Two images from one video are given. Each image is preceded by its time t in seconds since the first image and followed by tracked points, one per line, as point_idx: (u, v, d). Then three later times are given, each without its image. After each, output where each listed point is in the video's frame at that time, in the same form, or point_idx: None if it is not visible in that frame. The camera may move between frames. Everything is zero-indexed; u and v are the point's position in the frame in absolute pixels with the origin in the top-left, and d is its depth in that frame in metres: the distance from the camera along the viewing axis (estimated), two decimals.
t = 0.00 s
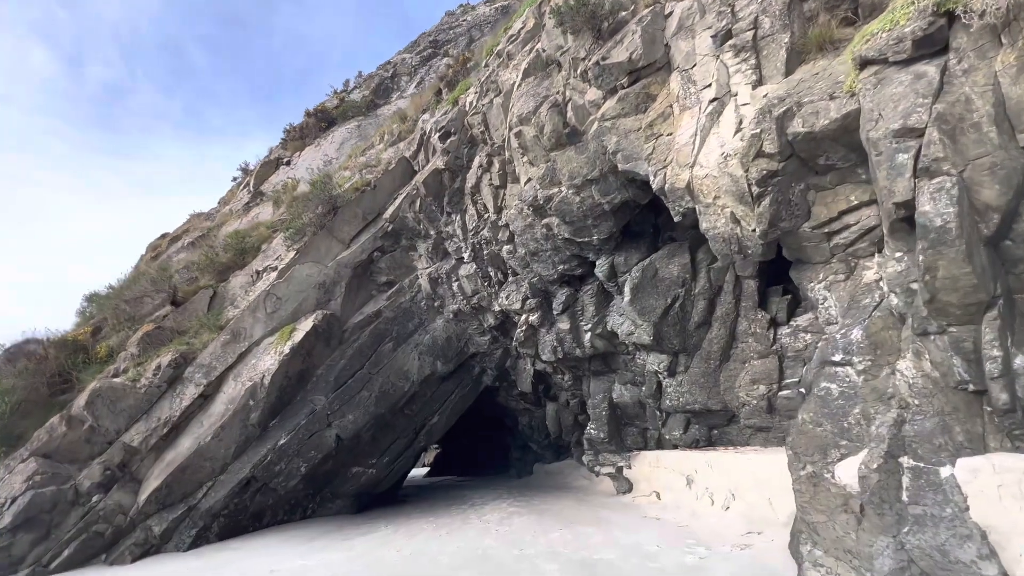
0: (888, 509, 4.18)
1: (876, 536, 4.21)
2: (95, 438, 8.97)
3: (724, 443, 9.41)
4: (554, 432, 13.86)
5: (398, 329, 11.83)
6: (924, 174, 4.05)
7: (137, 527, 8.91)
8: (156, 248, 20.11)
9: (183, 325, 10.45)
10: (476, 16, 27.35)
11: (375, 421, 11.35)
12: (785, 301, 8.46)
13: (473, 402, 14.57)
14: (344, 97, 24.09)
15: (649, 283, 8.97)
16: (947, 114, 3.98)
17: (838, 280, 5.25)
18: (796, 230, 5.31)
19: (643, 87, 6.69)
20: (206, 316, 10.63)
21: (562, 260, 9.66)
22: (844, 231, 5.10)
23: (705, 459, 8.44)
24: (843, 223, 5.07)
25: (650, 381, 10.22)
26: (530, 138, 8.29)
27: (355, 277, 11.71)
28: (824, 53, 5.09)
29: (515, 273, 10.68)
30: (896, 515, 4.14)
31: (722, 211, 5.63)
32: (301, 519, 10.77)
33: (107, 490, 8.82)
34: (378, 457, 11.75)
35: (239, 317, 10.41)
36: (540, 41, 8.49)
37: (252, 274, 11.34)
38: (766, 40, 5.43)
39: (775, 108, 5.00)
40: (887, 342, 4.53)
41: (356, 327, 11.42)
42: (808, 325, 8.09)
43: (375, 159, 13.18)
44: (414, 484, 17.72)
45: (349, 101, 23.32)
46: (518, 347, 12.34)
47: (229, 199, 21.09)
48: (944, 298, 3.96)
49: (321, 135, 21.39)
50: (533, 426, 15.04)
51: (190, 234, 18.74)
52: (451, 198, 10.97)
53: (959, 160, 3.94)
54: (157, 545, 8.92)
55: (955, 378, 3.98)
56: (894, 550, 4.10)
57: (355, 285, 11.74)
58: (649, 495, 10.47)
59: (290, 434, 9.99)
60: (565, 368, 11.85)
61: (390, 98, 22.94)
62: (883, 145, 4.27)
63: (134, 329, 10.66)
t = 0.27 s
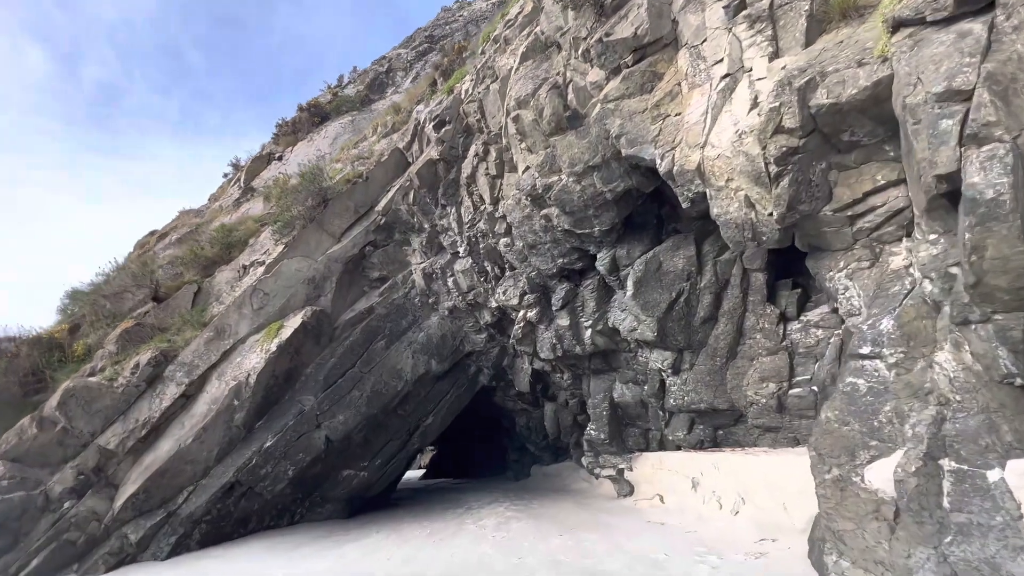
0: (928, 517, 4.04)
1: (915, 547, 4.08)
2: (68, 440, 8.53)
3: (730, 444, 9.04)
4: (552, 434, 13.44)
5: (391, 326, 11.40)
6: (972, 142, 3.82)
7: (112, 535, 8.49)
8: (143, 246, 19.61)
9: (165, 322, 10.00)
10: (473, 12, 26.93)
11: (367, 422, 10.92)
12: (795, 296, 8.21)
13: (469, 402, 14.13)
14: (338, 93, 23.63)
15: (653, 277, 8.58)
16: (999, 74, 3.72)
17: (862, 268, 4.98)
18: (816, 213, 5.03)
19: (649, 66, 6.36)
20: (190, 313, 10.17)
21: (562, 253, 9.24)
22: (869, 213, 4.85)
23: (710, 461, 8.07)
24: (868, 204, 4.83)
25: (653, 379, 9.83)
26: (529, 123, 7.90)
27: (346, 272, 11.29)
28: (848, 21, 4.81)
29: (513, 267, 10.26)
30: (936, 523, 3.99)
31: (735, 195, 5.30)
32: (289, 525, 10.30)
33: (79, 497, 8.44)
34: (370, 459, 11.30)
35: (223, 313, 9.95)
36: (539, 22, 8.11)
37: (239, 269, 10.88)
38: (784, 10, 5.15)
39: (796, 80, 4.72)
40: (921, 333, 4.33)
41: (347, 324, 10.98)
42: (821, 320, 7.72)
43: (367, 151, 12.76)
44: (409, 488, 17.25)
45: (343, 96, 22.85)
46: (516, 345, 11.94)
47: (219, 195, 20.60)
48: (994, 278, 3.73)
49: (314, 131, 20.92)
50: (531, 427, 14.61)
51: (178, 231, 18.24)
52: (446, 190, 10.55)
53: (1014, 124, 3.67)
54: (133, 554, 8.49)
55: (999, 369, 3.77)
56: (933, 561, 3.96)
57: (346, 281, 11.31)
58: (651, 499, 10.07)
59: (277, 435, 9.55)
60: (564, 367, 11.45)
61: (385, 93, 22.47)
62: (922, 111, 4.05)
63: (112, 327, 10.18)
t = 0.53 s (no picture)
0: (981, 525, 3.85)
1: (964, 560, 3.94)
2: (42, 440, 8.15)
3: (739, 444, 8.66)
4: (552, 434, 13.03)
5: (386, 322, 11.00)
6: None
7: (88, 541, 8.19)
8: (133, 242, 19.18)
9: (149, 317, 9.58)
10: (472, 6, 26.46)
11: (360, 421, 10.51)
12: (808, 288, 7.74)
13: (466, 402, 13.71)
14: (334, 87, 23.18)
15: (659, 268, 8.18)
16: None
17: (892, 252, 4.80)
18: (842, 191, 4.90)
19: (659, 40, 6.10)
20: (175, 307, 9.76)
21: (564, 244, 8.82)
22: (901, 191, 4.69)
23: (720, 462, 7.71)
24: (900, 181, 4.67)
25: (658, 377, 9.42)
26: (529, 105, 7.50)
27: (339, 266, 10.88)
28: None
29: (512, 260, 9.85)
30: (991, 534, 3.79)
31: (752, 174, 5.12)
32: (278, 529, 9.87)
33: (54, 500, 8.12)
34: (363, 460, 10.88)
35: (209, 308, 9.53)
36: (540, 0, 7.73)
37: (227, 262, 10.46)
38: None
39: (824, 43, 4.55)
40: (965, 321, 4.12)
41: (339, 320, 10.57)
42: (837, 314, 7.33)
43: (362, 141, 12.36)
44: (405, 490, 16.82)
45: (339, 90, 22.40)
46: (515, 342, 11.54)
47: (211, 191, 20.16)
48: None
49: (308, 125, 20.48)
50: (530, 428, 14.19)
51: (169, 226, 17.81)
52: (442, 179, 10.14)
53: None
54: (111, 560, 8.18)
55: None
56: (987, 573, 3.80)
57: (339, 275, 10.90)
58: (655, 501, 9.70)
59: (265, 435, 9.13)
60: (564, 365, 11.04)
61: (382, 87, 22.01)
62: (975, 66, 3.76)
63: (92, 322, 9.75)
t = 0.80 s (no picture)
0: None
1: None
2: (17, 440, 7.83)
3: (750, 446, 8.21)
4: (554, 436, 12.58)
5: (381, 319, 10.59)
6: None
7: (63, 547, 7.83)
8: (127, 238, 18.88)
9: (132, 312, 9.21)
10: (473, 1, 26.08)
11: (353, 421, 10.09)
12: (826, 279, 7.23)
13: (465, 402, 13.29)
14: (332, 82, 22.82)
15: (666, 260, 7.73)
16: None
17: (930, 233, 4.51)
18: (874, 165, 4.64)
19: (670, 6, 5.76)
20: (160, 301, 9.36)
21: (566, 235, 8.39)
22: (942, 162, 4.40)
23: (733, 466, 7.28)
24: (941, 151, 4.38)
25: (665, 375, 8.98)
26: (529, 84, 7.15)
27: (333, 260, 10.49)
28: None
29: (512, 253, 9.43)
30: None
31: (773, 148, 4.91)
32: (267, 534, 9.43)
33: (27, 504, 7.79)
34: (357, 462, 10.44)
35: (195, 302, 9.14)
36: None
37: (215, 256, 10.06)
38: None
39: None
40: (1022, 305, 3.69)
41: (332, 316, 10.17)
42: (856, 307, 6.95)
43: (357, 132, 11.98)
44: (402, 493, 16.38)
45: (337, 85, 22.03)
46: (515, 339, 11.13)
47: (207, 186, 19.83)
48: None
49: (306, 120, 20.12)
50: (530, 429, 13.75)
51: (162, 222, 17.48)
52: (438, 169, 9.73)
53: None
54: (87, 567, 7.83)
55: None
56: None
57: (332, 270, 10.51)
58: (661, 505, 9.26)
59: (251, 436, 8.74)
60: (566, 363, 10.61)
61: (381, 82, 21.63)
62: None
63: (72, 317, 9.38)
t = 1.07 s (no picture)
0: None
1: None
2: None
3: (760, 446, 7.80)
4: (554, 437, 12.17)
5: (375, 315, 10.19)
6: None
7: (34, 554, 7.53)
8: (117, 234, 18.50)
9: (112, 308, 8.82)
10: None
11: (345, 422, 9.68)
12: (841, 270, 6.87)
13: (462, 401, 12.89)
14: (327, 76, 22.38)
15: (673, 250, 7.34)
16: None
17: (973, 208, 4.24)
18: (909, 134, 4.42)
19: None
20: (142, 296, 8.95)
21: (566, 225, 7.99)
22: (988, 129, 4.15)
23: (745, 468, 6.88)
24: (987, 118, 4.14)
25: (671, 372, 8.59)
26: (528, 61, 6.78)
27: (324, 254, 10.10)
28: None
29: (510, 245, 9.03)
30: None
31: (796, 120, 4.71)
32: (254, 539, 9.01)
33: None
34: (349, 464, 10.03)
35: (177, 297, 8.72)
36: None
37: (201, 249, 9.65)
38: None
39: None
40: None
41: (322, 312, 9.78)
42: (874, 299, 6.60)
43: (350, 122, 11.58)
44: (398, 495, 15.98)
45: (332, 78, 21.59)
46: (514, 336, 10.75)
47: (198, 181, 19.42)
48: None
49: (299, 114, 19.68)
50: (530, 429, 13.35)
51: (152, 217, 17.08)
52: (433, 158, 9.33)
53: None
54: None
55: None
56: None
57: (323, 264, 10.12)
58: (666, 509, 8.84)
59: (237, 436, 8.36)
60: (567, 360, 10.21)
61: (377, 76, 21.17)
62: None
63: (48, 312, 8.98)
